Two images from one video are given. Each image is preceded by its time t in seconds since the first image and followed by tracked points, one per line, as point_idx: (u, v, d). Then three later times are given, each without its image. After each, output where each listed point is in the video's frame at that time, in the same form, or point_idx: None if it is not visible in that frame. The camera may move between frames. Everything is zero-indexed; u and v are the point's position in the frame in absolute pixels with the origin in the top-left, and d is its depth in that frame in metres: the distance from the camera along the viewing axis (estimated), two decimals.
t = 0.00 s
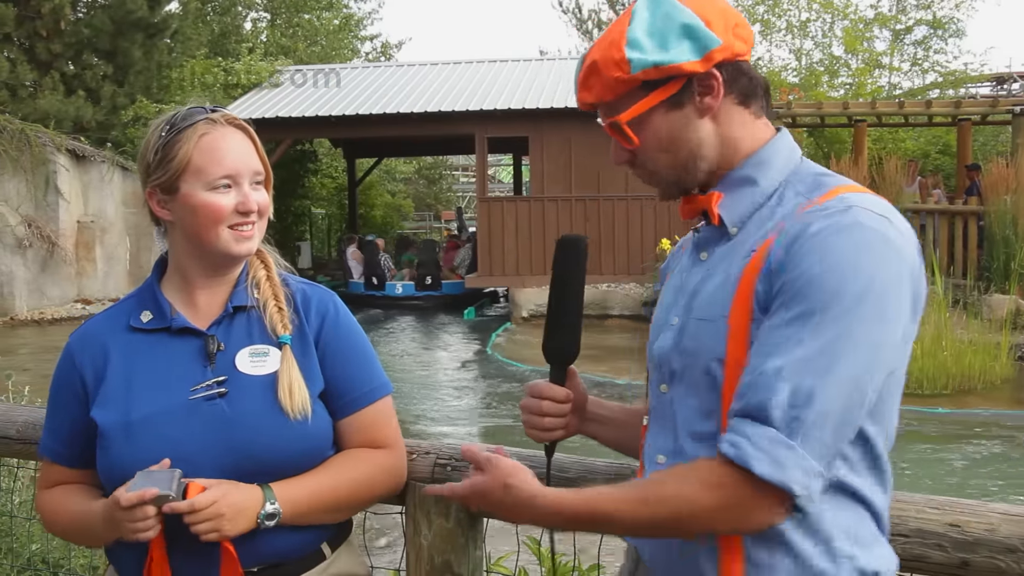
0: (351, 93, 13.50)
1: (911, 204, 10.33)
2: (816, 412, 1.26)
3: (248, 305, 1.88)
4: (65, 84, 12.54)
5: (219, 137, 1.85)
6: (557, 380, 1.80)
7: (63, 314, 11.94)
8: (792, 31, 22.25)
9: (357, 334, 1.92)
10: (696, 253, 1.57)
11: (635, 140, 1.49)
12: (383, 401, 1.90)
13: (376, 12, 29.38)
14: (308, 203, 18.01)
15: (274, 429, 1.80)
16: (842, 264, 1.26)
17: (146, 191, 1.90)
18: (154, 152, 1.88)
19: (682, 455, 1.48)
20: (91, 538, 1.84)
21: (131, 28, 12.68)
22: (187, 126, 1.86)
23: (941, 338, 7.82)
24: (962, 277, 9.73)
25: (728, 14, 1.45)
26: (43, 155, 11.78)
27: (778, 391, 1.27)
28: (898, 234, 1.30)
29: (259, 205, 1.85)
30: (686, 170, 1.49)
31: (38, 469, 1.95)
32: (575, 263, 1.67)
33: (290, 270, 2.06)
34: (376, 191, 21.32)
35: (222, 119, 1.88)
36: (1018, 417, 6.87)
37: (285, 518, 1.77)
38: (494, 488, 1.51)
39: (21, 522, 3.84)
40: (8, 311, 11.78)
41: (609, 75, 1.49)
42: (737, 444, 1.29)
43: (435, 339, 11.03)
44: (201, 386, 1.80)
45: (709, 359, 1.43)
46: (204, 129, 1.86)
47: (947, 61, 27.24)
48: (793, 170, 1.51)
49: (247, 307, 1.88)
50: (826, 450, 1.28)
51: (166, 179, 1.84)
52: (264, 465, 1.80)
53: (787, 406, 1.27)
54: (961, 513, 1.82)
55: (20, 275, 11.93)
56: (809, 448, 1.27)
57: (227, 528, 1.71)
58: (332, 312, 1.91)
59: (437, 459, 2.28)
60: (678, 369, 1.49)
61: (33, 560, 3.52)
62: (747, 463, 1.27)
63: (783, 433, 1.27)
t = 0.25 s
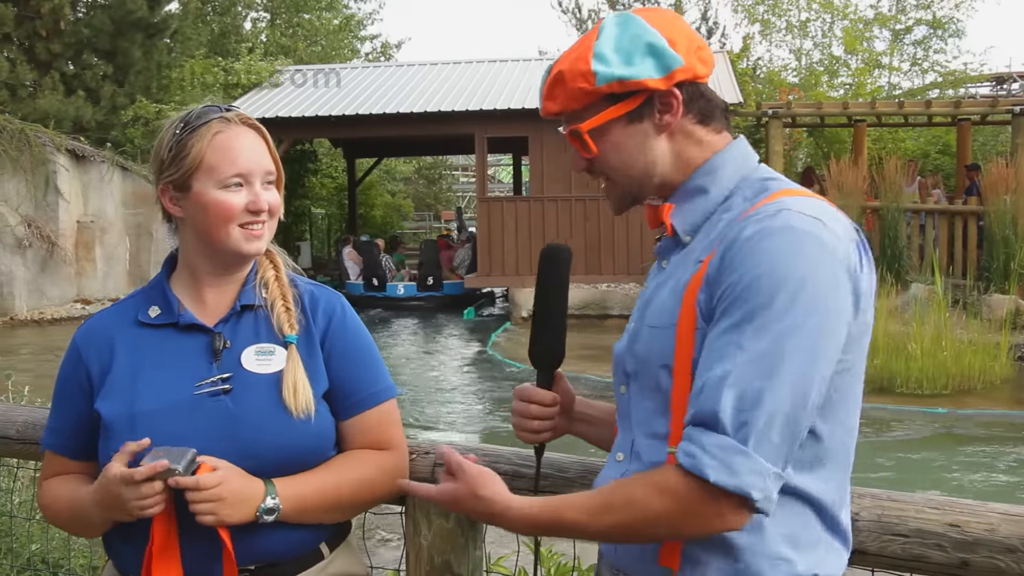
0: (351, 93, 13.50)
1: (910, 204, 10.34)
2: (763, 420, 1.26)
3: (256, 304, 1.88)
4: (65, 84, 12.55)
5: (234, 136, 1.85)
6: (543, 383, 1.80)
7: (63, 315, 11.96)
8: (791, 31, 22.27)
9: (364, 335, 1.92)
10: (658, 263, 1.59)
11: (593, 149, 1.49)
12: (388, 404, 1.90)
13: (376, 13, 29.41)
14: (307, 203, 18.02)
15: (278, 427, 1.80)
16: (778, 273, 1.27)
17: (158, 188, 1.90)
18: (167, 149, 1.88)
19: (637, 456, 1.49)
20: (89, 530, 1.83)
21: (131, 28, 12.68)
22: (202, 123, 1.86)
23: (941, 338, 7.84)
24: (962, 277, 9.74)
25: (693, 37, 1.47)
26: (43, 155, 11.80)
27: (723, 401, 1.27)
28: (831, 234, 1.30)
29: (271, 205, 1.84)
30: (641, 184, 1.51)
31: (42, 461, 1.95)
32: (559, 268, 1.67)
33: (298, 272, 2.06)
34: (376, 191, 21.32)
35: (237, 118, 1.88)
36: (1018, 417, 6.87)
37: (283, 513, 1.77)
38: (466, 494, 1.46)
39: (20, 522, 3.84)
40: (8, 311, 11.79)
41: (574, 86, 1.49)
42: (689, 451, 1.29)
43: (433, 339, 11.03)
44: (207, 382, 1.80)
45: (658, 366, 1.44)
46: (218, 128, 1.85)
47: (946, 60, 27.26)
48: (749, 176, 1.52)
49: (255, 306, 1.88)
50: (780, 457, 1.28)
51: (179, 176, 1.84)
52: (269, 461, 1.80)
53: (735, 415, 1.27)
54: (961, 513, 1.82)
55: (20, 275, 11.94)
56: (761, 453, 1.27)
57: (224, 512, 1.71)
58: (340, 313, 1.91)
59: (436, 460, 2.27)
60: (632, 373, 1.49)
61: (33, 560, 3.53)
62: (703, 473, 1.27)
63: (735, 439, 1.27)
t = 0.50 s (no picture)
0: (351, 93, 13.50)
1: (910, 204, 10.32)
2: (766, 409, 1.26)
3: (261, 303, 1.87)
4: (66, 84, 12.54)
5: (241, 134, 1.85)
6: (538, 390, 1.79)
7: (63, 315, 11.95)
8: (791, 31, 22.27)
9: (366, 336, 1.92)
10: (650, 269, 1.58)
11: (578, 151, 1.50)
12: (390, 407, 1.90)
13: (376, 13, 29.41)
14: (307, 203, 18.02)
15: (278, 426, 1.80)
16: (775, 263, 1.27)
17: (168, 182, 1.90)
18: (179, 144, 1.88)
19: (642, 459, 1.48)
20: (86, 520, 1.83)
21: (131, 28, 12.68)
22: (212, 122, 1.86)
23: (941, 338, 7.83)
24: (963, 278, 9.75)
25: (674, 38, 1.47)
26: (43, 155, 11.80)
27: (726, 390, 1.27)
28: (824, 225, 1.30)
29: (277, 204, 1.84)
30: (627, 184, 1.50)
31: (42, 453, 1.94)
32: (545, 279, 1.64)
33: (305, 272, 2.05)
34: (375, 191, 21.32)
35: (247, 117, 1.88)
36: (1019, 418, 6.87)
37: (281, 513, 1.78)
38: (467, 495, 1.45)
39: (20, 522, 3.84)
40: (8, 310, 11.78)
41: (555, 88, 1.51)
42: (693, 440, 1.29)
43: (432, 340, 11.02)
44: (209, 378, 1.80)
45: (662, 368, 1.44)
46: (227, 126, 1.85)
47: (946, 60, 27.28)
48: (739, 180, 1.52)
49: (259, 306, 1.88)
50: (784, 445, 1.28)
51: (186, 172, 1.84)
52: (269, 460, 1.80)
53: (739, 404, 1.26)
54: (960, 513, 1.82)
55: (20, 275, 11.93)
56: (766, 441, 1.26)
57: (217, 512, 1.71)
58: (344, 315, 1.91)
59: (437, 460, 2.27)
60: (634, 378, 1.49)
61: (32, 560, 3.53)
62: (710, 463, 1.26)
63: (740, 429, 1.26)
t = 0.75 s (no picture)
0: (351, 93, 13.50)
1: (910, 204, 10.32)
2: (869, 415, 1.24)
3: (259, 304, 1.87)
4: (65, 84, 12.56)
5: (239, 153, 1.81)
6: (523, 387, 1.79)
7: (63, 315, 11.95)
8: (791, 30, 22.27)
9: (366, 337, 1.92)
10: (652, 260, 1.55)
11: (581, 141, 1.50)
12: (389, 406, 1.91)
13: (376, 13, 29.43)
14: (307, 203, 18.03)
15: (277, 425, 1.80)
16: (847, 266, 1.27)
17: (171, 181, 1.89)
18: (190, 146, 1.86)
19: (656, 454, 1.44)
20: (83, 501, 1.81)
21: (130, 28, 12.68)
22: (218, 134, 1.82)
23: (941, 338, 7.82)
24: (963, 277, 9.75)
25: (682, 39, 1.49)
26: (42, 155, 11.81)
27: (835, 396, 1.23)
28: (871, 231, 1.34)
29: (258, 232, 1.82)
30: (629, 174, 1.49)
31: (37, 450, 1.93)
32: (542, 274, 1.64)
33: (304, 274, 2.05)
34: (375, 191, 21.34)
35: (249, 138, 1.82)
36: (1018, 417, 6.87)
37: (303, 480, 1.77)
38: (577, 558, 1.23)
39: (20, 522, 3.84)
40: (8, 310, 11.76)
41: (563, 79, 1.52)
42: (807, 449, 1.22)
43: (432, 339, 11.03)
44: (207, 376, 1.80)
45: (697, 366, 1.39)
46: (227, 143, 1.81)
47: (946, 60, 27.32)
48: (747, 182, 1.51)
49: (258, 306, 1.87)
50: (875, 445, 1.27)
51: (184, 176, 1.83)
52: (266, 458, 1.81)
53: (848, 413, 1.23)
54: (960, 513, 1.82)
55: (20, 275, 11.93)
56: (871, 447, 1.24)
57: (240, 469, 1.68)
58: (344, 316, 1.91)
59: (436, 460, 2.27)
60: (654, 374, 1.45)
61: (32, 560, 3.53)
62: (839, 474, 1.20)
63: (852, 437, 1.23)
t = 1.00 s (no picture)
0: (350, 93, 13.50)
1: (910, 204, 10.34)
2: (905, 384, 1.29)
3: (254, 306, 1.86)
4: (66, 84, 12.56)
5: (240, 164, 1.79)
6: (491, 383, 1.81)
7: (62, 315, 11.94)
8: (791, 31, 22.29)
9: (362, 338, 1.92)
10: (635, 263, 1.56)
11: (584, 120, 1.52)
12: (385, 406, 1.91)
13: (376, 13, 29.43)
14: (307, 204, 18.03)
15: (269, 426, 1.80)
16: (846, 247, 1.32)
17: (174, 178, 1.88)
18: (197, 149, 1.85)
19: (675, 457, 1.43)
20: (80, 474, 1.75)
21: (130, 28, 12.68)
22: (226, 141, 1.81)
23: (940, 338, 7.81)
24: (963, 277, 9.75)
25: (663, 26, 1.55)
26: (42, 155, 11.80)
27: (882, 371, 1.27)
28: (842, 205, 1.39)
29: (251, 242, 1.80)
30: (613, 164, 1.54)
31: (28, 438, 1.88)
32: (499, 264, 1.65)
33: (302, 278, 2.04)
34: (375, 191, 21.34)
35: (254, 150, 1.81)
36: (1019, 417, 6.86)
37: (316, 449, 1.77)
38: None
39: (20, 522, 3.84)
40: (8, 310, 11.73)
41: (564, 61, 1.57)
42: (869, 437, 1.26)
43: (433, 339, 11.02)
44: (201, 376, 1.80)
45: (704, 363, 1.40)
46: (232, 153, 1.79)
47: (945, 60, 27.35)
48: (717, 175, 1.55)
49: (253, 308, 1.86)
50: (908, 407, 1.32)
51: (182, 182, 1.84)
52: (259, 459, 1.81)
53: (892, 388, 1.28)
54: (960, 513, 1.83)
55: (20, 274, 11.92)
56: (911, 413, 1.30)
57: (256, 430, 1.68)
58: (340, 317, 1.91)
59: (436, 459, 2.27)
60: (662, 377, 1.45)
61: (31, 560, 3.52)
62: (905, 445, 1.25)
63: (899, 411, 1.28)
